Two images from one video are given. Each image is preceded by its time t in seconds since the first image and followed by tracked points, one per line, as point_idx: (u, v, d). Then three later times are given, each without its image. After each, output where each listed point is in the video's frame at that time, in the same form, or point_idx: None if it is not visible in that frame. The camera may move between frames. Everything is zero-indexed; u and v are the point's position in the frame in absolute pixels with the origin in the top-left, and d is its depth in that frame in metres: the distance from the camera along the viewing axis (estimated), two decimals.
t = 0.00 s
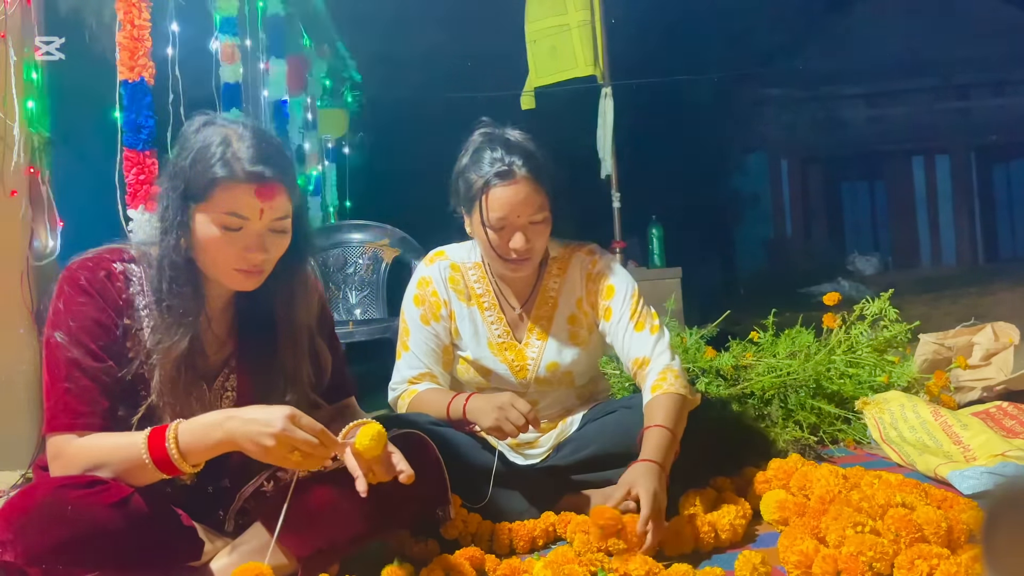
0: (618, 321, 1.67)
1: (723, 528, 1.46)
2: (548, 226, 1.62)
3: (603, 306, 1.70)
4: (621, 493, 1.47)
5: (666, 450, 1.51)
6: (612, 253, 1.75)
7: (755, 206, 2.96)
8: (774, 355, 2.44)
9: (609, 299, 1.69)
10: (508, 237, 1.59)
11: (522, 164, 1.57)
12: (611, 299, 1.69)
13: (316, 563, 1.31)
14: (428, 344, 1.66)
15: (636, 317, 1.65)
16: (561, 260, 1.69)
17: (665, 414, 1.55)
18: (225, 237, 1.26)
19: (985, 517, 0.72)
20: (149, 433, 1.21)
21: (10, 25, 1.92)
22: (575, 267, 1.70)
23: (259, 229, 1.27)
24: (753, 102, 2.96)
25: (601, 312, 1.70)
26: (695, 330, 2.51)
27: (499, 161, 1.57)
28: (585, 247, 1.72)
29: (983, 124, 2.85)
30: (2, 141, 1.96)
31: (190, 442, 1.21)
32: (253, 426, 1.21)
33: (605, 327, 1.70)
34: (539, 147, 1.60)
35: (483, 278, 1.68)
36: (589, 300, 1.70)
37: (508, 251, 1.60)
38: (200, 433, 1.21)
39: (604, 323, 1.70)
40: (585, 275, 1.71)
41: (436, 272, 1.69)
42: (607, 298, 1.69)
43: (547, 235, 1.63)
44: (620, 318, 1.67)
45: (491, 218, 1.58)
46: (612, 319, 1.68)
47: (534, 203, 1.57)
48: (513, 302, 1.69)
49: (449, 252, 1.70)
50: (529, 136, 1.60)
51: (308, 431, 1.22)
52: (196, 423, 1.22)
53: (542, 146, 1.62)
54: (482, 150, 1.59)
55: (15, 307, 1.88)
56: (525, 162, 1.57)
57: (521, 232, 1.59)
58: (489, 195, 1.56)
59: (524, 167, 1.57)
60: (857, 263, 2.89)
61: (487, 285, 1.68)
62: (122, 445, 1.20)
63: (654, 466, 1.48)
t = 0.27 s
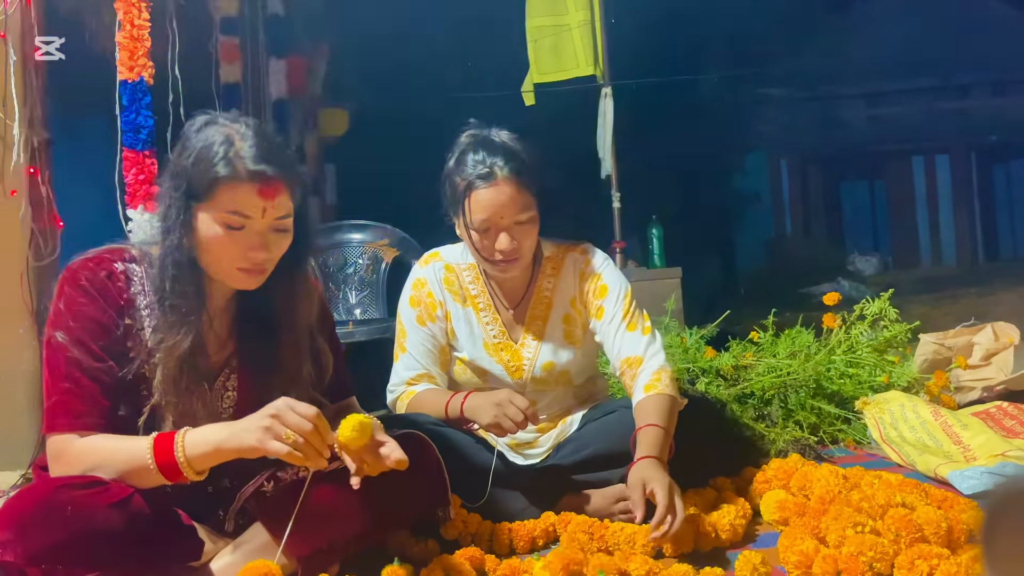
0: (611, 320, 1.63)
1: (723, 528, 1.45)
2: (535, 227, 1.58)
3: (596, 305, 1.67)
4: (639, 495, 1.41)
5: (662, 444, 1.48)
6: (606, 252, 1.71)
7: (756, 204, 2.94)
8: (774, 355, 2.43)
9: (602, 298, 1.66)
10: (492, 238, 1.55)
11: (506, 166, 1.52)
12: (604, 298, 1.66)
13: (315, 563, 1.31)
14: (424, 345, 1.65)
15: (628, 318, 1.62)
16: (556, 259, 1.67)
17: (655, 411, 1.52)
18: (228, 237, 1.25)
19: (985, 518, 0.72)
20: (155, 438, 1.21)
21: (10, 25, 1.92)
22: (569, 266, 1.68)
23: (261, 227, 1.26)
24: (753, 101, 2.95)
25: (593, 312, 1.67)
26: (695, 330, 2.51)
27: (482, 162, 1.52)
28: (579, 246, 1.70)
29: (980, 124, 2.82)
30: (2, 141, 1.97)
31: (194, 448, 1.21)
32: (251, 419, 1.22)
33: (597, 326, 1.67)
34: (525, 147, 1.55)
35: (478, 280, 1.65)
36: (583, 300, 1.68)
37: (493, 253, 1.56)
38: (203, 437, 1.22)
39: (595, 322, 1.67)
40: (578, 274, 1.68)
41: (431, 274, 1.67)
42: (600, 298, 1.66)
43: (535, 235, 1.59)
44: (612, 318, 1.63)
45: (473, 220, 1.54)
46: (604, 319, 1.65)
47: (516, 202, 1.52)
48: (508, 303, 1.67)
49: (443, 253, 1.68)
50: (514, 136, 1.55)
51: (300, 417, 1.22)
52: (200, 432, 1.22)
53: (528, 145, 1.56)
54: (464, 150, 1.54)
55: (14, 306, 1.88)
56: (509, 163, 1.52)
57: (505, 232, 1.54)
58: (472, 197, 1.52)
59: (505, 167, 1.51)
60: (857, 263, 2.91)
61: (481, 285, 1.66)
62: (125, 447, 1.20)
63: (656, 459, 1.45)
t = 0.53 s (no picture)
0: (600, 326, 1.63)
1: (723, 528, 1.46)
2: (522, 224, 1.56)
3: (589, 308, 1.66)
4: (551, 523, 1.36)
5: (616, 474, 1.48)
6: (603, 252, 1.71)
7: (755, 204, 2.95)
8: (774, 355, 2.43)
9: (594, 302, 1.65)
10: (479, 240, 1.55)
11: (490, 165, 1.51)
12: (597, 302, 1.65)
13: (316, 564, 1.31)
14: (424, 345, 1.65)
15: (615, 323, 1.61)
16: (555, 260, 1.67)
17: (621, 434, 1.52)
18: (232, 234, 1.25)
19: (986, 518, 0.72)
20: (150, 436, 1.22)
21: (11, 25, 1.93)
22: (568, 268, 1.68)
23: (265, 226, 1.27)
24: (754, 99, 2.94)
25: (586, 315, 1.66)
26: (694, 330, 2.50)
27: (467, 163, 1.52)
28: (578, 248, 1.69)
29: (981, 124, 2.82)
30: (2, 141, 1.97)
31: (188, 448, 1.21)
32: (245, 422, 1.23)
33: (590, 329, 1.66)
34: (512, 146, 1.54)
35: (478, 280, 1.66)
36: (579, 303, 1.68)
37: (482, 253, 1.56)
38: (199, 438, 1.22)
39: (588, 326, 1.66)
40: (576, 276, 1.68)
41: (431, 274, 1.66)
42: (592, 301, 1.65)
43: (526, 233, 1.57)
44: (601, 323, 1.63)
45: (461, 222, 1.54)
46: (594, 324, 1.65)
47: (501, 203, 1.51)
48: (506, 303, 1.68)
49: (443, 253, 1.66)
50: (501, 137, 1.54)
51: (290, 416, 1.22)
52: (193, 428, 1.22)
53: (517, 145, 1.55)
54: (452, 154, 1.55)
55: (13, 306, 1.89)
56: (494, 162, 1.51)
57: (491, 231, 1.54)
58: (458, 197, 1.51)
59: (487, 167, 1.51)
60: (856, 263, 2.93)
61: (480, 287, 1.66)
62: (126, 446, 1.21)
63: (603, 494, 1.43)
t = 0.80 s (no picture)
0: (601, 328, 1.61)
1: (723, 528, 1.46)
2: (518, 226, 1.55)
3: (589, 310, 1.64)
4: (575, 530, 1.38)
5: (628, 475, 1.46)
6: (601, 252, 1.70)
7: (755, 205, 2.94)
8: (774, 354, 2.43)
9: (594, 304, 1.63)
10: (475, 243, 1.54)
11: (485, 167, 1.50)
12: (597, 304, 1.62)
13: (315, 564, 1.31)
14: (423, 345, 1.65)
15: (616, 325, 1.59)
16: (553, 262, 1.66)
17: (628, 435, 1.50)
18: (234, 231, 1.25)
19: (986, 518, 0.72)
20: (139, 429, 1.20)
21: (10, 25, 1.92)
22: (567, 270, 1.66)
23: (267, 224, 1.27)
24: (753, 100, 2.93)
25: (586, 318, 1.64)
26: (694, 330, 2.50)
27: (463, 166, 1.51)
28: (578, 249, 1.68)
29: (982, 123, 2.81)
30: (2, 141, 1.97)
31: (179, 440, 1.20)
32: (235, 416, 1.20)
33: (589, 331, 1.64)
34: (507, 148, 1.53)
35: (476, 281, 1.65)
36: (579, 305, 1.65)
37: (479, 256, 1.56)
38: (189, 430, 1.20)
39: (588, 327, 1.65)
40: (575, 278, 1.66)
41: (429, 273, 1.67)
42: (592, 303, 1.63)
43: (521, 235, 1.57)
44: (603, 324, 1.61)
45: (456, 227, 1.53)
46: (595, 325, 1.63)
47: (497, 206, 1.51)
48: (504, 304, 1.66)
49: (442, 253, 1.67)
50: (498, 138, 1.53)
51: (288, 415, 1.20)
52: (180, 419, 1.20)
53: (513, 147, 1.54)
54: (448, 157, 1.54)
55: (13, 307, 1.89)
56: (489, 165, 1.50)
57: (488, 235, 1.54)
58: (454, 200, 1.51)
59: (482, 171, 1.50)
60: (857, 263, 2.92)
61: (478, 288, 1.65)
62: (122, 443, 1.19)
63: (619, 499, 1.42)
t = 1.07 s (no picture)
0: (606, 324, 1.63)
1: (723, 528, 1.46)
2: (514, 225, 1.56)
3: (592, 307, 1.66)
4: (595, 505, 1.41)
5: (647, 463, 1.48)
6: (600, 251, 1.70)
7: (756, 206, 3.00)
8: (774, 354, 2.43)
9: (597, 300, 1.65)
10: (471, 243, 1.55)
11: (478, 166, 1.51)
12: (600, 300, 1.65)
13: (316, 564, 1.32)
14: (422, 344, 1.66)
15: (622, 322, 1.62)
16: (551, 259, 1.67)
17: (641, 425, 1.52)
18: (239, 230, 1.24)
19: (986, 518, 0.72)
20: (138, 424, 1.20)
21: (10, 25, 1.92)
22: (565, 266, 1.68)
23: (271, 223, 1.25)
24: (752, 101, 3.00)
25: (587, 314, 1.66)
26: (695, 329, 2.50)
27: (456, 166, 1.52)
28: (574, 245, 1.69)
29: (981, 123, 2.78)
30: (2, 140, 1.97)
31: (175, 428, 1.20)
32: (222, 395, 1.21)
33: (591, 328, 1.66)
34: (500, 147, 1.54)
35: (473, 279, 1.65)
36: (580, 303, 1.67)
37: (475, 256, 1.56)
38: (184, 418, 1.20)
39: (591, 325, 1.66)
40: (574, 276, 1.67)
41: (427, 273, 1.67)
42: (595, 300, 1.65)
43: (517, 234, 1.57)
44: (607, 321, 1.63)
45: (451, 228, 1.53)
46: (598, 322, 1.64)
47: (492, 206, 1.51)
48: (502, 303, 1.67)
49: (439, 253, 1.66)
50: (492, 137, 1.54)
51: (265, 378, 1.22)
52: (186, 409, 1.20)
53: (507, 145, 1.55)
54: (441, 158, 1.54)
55: (14, 307, 1.89)
56: (482, 164, 1.51)
57: (484, 235, 1.54)
58: (449, 201, 1.51)
59: (475, 171, 1.50)
60: (857, 263, 2.94)
61: (478, 287, 1.66)
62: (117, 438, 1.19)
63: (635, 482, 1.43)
